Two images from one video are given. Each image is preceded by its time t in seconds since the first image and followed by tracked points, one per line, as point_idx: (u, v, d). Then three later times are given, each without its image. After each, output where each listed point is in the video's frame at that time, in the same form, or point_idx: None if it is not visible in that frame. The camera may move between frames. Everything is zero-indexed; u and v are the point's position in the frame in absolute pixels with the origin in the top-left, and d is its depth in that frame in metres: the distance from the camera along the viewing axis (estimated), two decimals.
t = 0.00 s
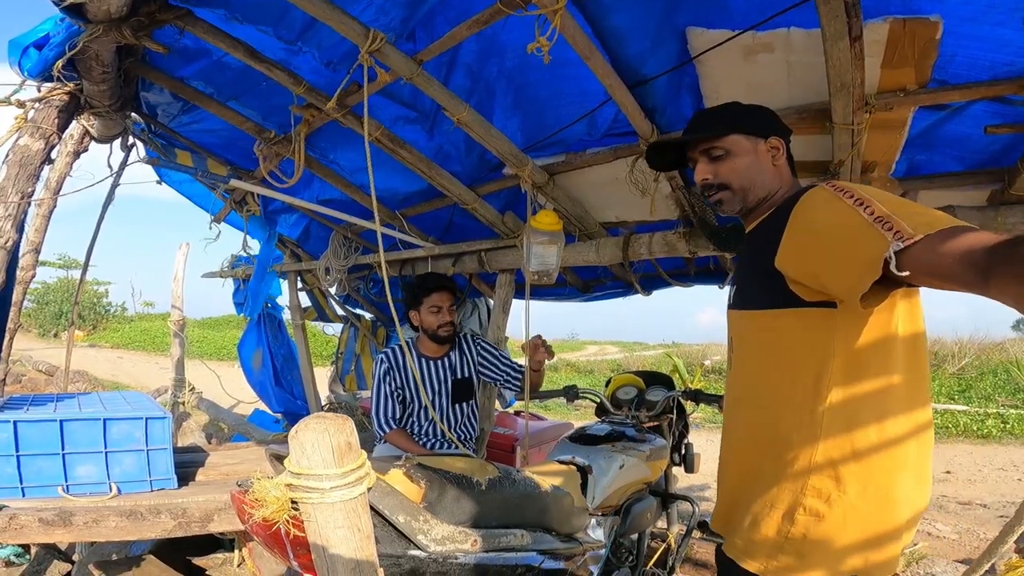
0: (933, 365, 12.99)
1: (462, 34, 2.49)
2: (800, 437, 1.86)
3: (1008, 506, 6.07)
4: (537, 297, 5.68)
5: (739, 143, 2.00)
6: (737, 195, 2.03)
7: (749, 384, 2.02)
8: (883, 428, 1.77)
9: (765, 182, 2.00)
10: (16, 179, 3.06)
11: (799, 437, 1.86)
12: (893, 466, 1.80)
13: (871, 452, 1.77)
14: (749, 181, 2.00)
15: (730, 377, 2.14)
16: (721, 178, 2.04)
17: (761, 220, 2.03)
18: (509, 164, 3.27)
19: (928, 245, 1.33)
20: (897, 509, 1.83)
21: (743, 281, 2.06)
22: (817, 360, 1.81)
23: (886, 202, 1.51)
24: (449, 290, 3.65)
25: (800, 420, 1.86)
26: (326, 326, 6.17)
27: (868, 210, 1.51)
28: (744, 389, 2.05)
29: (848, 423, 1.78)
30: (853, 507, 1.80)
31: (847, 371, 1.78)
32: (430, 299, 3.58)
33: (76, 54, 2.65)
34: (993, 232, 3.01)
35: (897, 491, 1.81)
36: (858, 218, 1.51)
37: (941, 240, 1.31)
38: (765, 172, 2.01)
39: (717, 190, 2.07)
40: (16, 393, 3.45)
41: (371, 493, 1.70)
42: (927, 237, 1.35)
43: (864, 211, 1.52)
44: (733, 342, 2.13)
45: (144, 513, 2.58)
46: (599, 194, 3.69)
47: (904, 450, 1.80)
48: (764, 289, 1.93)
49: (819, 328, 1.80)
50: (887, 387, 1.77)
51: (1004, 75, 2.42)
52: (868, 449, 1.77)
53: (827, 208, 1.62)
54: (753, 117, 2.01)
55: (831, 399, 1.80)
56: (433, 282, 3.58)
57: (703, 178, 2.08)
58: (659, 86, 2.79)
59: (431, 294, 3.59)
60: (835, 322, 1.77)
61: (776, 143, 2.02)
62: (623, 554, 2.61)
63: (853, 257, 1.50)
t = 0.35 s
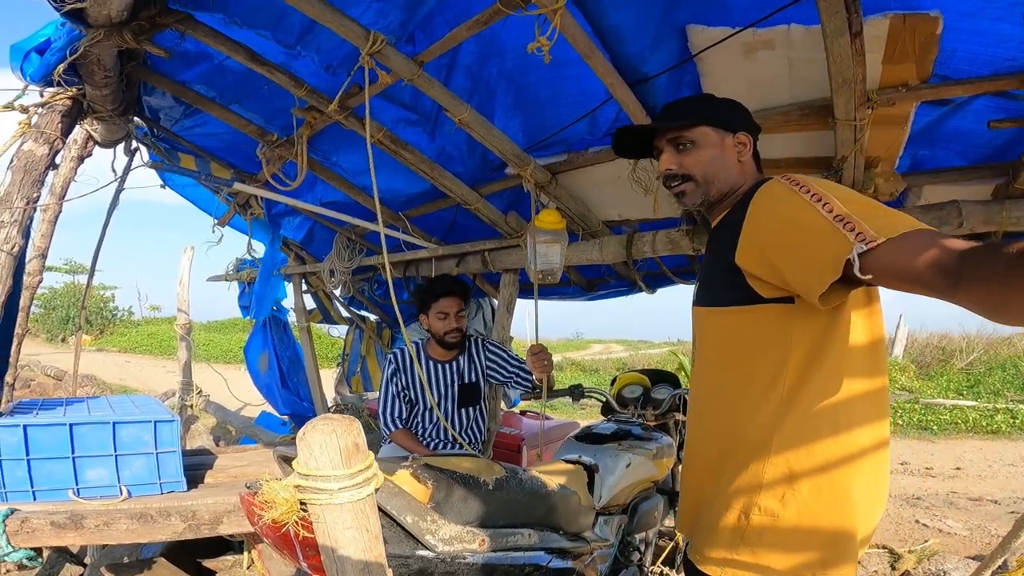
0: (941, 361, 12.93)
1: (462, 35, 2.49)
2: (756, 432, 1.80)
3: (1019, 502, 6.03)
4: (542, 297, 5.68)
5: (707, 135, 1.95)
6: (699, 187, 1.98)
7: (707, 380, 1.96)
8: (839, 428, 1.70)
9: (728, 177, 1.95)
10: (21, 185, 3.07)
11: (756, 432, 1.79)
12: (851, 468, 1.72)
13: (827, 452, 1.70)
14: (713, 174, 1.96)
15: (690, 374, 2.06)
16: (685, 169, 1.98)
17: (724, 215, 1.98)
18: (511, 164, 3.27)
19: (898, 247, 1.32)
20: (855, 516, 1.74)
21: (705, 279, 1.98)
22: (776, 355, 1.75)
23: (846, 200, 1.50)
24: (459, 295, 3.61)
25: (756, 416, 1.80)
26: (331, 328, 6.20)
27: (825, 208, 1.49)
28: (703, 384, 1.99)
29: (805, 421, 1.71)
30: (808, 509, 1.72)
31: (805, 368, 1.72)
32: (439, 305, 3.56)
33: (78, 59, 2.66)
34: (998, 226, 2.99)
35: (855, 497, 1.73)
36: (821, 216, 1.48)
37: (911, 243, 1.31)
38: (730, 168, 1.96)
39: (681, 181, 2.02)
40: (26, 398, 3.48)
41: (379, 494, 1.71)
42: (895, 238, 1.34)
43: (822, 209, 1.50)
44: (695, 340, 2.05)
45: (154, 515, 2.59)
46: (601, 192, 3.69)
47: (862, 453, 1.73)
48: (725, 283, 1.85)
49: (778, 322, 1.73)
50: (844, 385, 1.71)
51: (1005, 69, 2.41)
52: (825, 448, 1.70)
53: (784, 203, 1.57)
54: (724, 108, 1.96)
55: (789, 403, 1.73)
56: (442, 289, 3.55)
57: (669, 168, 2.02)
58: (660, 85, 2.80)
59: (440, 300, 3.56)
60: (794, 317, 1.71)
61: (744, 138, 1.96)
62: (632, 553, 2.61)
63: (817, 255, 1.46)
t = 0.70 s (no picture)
0: (939, 363, 12.95)
1: (465, 34, 2.49)
2: (760, 430, 1.78)
3: (1017, 504, 6.03)
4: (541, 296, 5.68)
5: (636, 183, 1.88)
6: (666, 228, 1.90)
7: (702, 387, 1.93)
8: (843, 428, 1.70)
9: (679, 206, 1.84)
10: (22, 181, 3.14)
11: (759, 431, 1.77)
12: (865, 451, 1.71)
13: (838, 440, 1.69)
14: (666, 213, 1.86)
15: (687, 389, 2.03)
16: (645, 219, 1.94)
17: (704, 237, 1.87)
18: (513, 163, 3.25)
19: (847, 225, 1.37)
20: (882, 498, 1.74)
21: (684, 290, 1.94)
22: (763, 353, 1.73)
23: (781, 186, 1.55)
24: (469, 297, 3.56)
25: (758, 416, 1.78)
26: (330, 326, 6.18)
27: (767, 198, 1.52)
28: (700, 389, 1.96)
29: (807, 413, 1.70)
30: (833, 499, 1.71)
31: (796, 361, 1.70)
32: (449, 306, 3.52)
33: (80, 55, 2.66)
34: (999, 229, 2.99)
35: (879, 479, 1.73)
36: (763, 206, 1.51)
37: (858, 219, 1.36)
38: (675, 197, 1.84)
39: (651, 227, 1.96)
40: (24, 394, 3.47)
41: (378, 492, 1.69)
42: (841, 216, 1.39)
43: (765, 200, 1.52)
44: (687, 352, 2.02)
45: (152, 513, 2.59)
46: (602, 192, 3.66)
47: (873, 435, 1.73)
48: (699, 288, 1.83)
49: (760, 320, 1.71)
50: (841, 371, 1.70)
51: (1008, 72, 2.42)
52: (834, 436, 1.69)
53: (725, 199, 1.61)
54: (647, 140, 1.89)
55: (788, 411, 1.72)
56: (453, 290, 3.49)
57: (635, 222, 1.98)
58: (662, 85, 2.80)
59: (450, 301, 3.52)
60: (776, 310, 1.70)
61: (665, 160, 1.84)
62: (630, 553, 2.61)
63: (768, 244, 1.49)
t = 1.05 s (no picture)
0: (942, 365, 12.92)
1: (469, 33, 2.49)
2: (763, 430, 1.77)
3: (1021, 507, 6.01)
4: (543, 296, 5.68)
5: (638, 189, 1.87)
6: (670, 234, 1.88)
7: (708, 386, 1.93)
8: (845, 429, 1.66)
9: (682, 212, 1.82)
10: (26, 181, 3.08)
11: (761, 431, 1.76)
12: (872, 451, 1.68)
13: (841, 441, 1.66)
14: (670, 219, 1.84)
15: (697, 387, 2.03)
16: (648, 226, 1.92)
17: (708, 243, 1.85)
18: (516, 163, 3.24)
19: (821, 225, 1.37)
20: (890, 499, 1.71)
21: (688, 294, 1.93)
22: (762, 353, 1.72)
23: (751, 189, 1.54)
24: (483, 300, 3.57)
25: (760, 416, 1.77)
26: (332, 326, 6.17)
27: (741, 205, 1.52)
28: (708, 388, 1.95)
29: (808, 414, 1.68)
30: (837, 500, 1.68)
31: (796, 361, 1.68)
32: (463, 308, 3.53)
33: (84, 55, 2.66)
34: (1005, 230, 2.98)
35: (886, 479, 1.70)
36: (738, 214, 1.51)
37: (831, 218, 1.35)
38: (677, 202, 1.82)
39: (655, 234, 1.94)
40: (26, 393, 3.48)
41: (382, 492, 1.71)
42: (813, 216, 1.39)
43: (739, 206, 1.52)
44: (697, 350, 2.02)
45: (153, 512, 2.59)
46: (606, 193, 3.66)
47: (880, 436, 1.68)
48: (699, 294, 1.83)
49: (758, 321, 1.70)
50: (842, 371, 1.67)
51: (1015, 73, 2.41)
52: (838, 437, 1.66)
53: (702, 211, 1.60)
54: (652, 144, 1.88)
55: (787, 412, 1.70)
56: (467, 292, 3.51)
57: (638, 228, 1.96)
58: (667, 85, 2.79)
59: (462, 303, 3.53)
60: (774, 310, 1.69)
61: (669, 166, 1.83)
62: (632, 554, 2.60)
63: (748, 250, 1.49)
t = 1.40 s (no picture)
0: (937, 358, 12.98)
1: (458, 30, 2.49)
2: (751, 413, 1.78)
3: (1017, 498, 6.03)
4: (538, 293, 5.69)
5: (653, 167, 1.90)
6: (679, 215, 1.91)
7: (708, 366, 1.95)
8: (831, 421, 1.66)
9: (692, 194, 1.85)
10: (14, 183, 3.14)
11: (750, 414, 1.78)
12: (857, 444, 1.68)
13: (826, 432, 1.66)
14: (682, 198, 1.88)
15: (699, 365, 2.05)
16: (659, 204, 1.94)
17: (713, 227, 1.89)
18: (508, 159, 3.24)
19: (814, 210, 1.38)
20: (869, 492, 1.71)
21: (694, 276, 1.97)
22: (757, 336, 1.74)
23: (751, 175, 1.56)
24: (487, 301, 3.55)
25: (751, 400, 1.78)
26: (328, 326, 6.17)
27: (739, 189, 1.53)
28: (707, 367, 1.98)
29: (797, 402, 1.68)
30: (816, 489, 1.69)
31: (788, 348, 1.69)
32: (465, 308, 3.52)
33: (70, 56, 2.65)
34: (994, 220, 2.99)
35: (868, 473, 1.70)
36: (736, 199, 1.52)
37: (823, 203, 1.37)
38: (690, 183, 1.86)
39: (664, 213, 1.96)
40: (21, 397, 3.47)
41: (376, 489, 1.70)
42: (806, 202, 1.40)
43: (738, 190, 1.53)
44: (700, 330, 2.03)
45: (150, 514, 2.58)
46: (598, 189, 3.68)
47: (867, 430, 1.68)
48: (702, 278, 1.87)
49: (755, 304, 1.73)
50: (834, 362, 1.66)
51: (999, 64, 2.42)
52: (824, 428, 1.66)
53: (702, 195, 1.61)
54: (671, 127, 1.91)
55: (775, 398, 1.71)
56: (474, 292, 3.49)
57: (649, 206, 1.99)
58: (656, 80, 2.80)
59: (465, 303, 3.51)
60: (772, 295, 1.70)
61: (686, 149, 1.87)
62: (629, 549, 2.59)
63: (743, 234, 1.51)
